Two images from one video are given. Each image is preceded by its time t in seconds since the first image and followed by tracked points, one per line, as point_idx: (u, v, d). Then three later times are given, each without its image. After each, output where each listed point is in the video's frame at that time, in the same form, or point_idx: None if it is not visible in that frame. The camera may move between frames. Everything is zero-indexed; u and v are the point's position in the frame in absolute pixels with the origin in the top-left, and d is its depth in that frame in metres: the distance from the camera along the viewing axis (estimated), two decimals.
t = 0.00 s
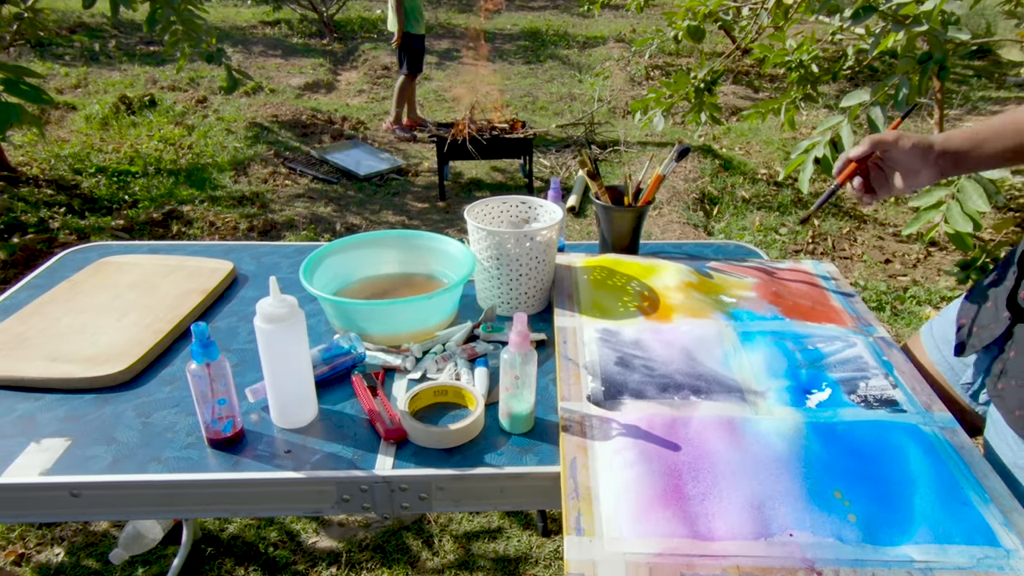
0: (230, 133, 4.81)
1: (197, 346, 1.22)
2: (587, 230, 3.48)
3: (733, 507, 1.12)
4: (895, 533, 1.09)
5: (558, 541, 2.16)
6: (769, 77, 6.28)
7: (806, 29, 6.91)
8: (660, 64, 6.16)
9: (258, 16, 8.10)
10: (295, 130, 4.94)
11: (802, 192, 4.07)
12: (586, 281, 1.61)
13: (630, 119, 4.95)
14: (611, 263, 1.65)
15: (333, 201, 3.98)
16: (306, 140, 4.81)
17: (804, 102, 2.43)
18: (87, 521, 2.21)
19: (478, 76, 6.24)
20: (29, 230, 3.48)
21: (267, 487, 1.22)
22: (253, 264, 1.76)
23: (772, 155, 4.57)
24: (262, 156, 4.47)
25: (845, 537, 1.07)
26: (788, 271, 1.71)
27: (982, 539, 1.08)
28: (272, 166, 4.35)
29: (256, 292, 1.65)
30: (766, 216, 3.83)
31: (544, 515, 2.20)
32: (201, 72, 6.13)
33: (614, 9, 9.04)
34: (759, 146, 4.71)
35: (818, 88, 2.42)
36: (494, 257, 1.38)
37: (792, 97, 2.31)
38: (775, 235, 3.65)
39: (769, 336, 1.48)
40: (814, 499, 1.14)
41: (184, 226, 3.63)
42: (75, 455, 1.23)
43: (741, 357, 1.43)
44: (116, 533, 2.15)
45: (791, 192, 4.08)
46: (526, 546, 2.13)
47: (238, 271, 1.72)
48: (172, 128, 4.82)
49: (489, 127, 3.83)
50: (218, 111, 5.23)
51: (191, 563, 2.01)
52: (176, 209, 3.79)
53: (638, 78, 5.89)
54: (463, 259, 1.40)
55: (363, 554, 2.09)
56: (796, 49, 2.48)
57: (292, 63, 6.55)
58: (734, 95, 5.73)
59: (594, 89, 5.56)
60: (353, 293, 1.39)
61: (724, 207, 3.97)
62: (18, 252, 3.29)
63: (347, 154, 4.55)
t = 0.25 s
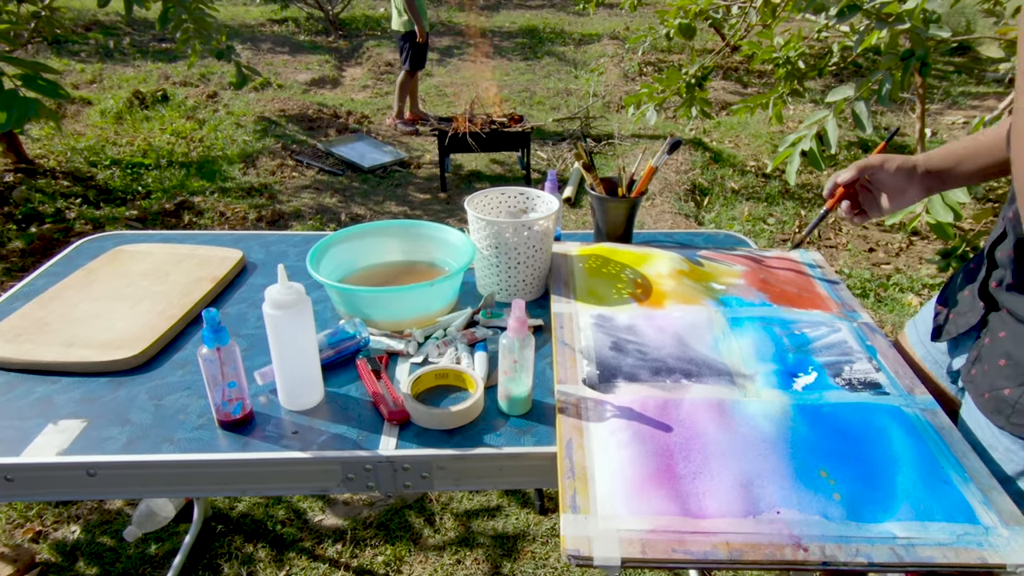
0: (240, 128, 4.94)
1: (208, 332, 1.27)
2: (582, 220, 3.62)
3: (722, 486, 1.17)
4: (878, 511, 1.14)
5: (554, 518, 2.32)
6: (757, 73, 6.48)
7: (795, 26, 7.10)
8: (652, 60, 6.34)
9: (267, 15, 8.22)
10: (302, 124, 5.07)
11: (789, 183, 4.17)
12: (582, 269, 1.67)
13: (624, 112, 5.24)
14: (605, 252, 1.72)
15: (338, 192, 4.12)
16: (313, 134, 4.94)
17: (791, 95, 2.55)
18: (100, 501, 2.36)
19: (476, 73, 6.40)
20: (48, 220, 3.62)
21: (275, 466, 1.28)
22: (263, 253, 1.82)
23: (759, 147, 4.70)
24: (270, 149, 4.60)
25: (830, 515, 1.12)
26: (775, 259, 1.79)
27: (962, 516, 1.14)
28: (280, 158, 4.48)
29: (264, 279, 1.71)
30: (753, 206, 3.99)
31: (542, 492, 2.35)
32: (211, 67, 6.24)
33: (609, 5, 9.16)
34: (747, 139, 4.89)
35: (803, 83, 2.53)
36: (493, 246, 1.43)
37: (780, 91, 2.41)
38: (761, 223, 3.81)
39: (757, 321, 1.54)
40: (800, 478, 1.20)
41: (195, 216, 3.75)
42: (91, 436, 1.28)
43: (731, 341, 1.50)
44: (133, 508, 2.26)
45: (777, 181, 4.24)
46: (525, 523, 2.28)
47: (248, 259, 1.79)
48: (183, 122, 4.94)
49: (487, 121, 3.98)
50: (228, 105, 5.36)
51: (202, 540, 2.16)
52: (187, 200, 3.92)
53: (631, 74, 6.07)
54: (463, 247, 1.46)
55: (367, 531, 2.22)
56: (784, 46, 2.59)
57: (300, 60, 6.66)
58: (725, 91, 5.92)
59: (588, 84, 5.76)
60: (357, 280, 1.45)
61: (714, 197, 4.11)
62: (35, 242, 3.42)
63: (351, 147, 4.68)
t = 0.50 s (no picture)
0: (241, 125, 5.20)
1: (214, 307, 1.44)
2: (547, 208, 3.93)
3: (671, 446, 1.35)
4: (809, 468, 1.31)
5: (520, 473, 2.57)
6: (704, 75, 6.96)
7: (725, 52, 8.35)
8: (609, 66, 6.93)
9: (265, 24, 8.49)
10: (295, 122, 5.37)
11: (730, 174, 4.63)
12: (546, 252, 1.86)
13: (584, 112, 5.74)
14: (567, 237, 1.91)
15: (330, 182, 4.40)
16: (306, 131, 5.23)
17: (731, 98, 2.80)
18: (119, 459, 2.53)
19: (451, 74, 6.77)
20: (71, 208, 3.82)
21: (273, 428, 1.44)
22: (262, 237, 2.01)
23: (704, 144, 5.19)
24: (268, 145, 4.86)
25: (767, 471, 1.30)
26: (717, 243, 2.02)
27: (884, 472, 1.31)
28: (277, 153, 4.76)
29: (264, 260, 1.89)
30: (700, 196, 4.36)
31: (510, 452, 2.62)
32: (214, 71, 6.46)
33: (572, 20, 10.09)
34: (692, 135, 5.36)
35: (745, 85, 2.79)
36: (467, 231, 1.61)
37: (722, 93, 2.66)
38: (706, 211, 4.18)
39: (703, 298, 1.76)
40: (739, 439, 1.37)
41: (201, 205, 3.98)
42: (110, 400, 1.44)
43: (678, 315, 1.70)
44: (144, 467, 2.48)
45: (720, 174, 4.65)
46: (494, 477, 2.52)
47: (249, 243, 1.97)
48: (191, 120, 5.18)
49: (461, 118, 4.33)
50: (230, 105, 5.62)
51: (208, 492, 2.36)
52: (194, 189, 4.15)
53: (591, 78, 6.59)
54: (440, 232, 1.64)
55: (355, 484, 2.45)
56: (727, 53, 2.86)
57: (296, 67, 6.93)
58: (673, 92, 6.38)
59: (552, 87, 6.31)
60: (347, 261, 1.63)
61: (663, 187, 4.49)
62: (60, 228, 3.64)
63: (341, 142, 4.97)
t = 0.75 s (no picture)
0: (227, 118, 5.17)
1: (200, 305, 1.40)
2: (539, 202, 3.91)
3: (666, 445, 1.31)
4: (806, 468, 1.28)
5: (512, 473, 2.54)
6: (700, 67, 6.94)
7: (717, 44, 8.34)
8: (602, 58, 6.91)
9: (252, 15, 8.46)
10: (283, 116, 5.35)
11: (726, 169, 4.60)
12: (538, 247, 1.83)
13: (576, 105, 5.74)
14: (559, 232, 1.88)
15: (317, 176, 4.40)
16: (293, 125, 5.21)
17: (727, 90, 2.85)
18: (102, 460, 2.50)
19: (442, 66, 6.77)
20: (53, 203, 3.79)
21: (259, 428, 1.40)
22: (248, 232, 1.97)
23: (699, 137, 5.17)
24: (255, 138, 4.84)
25: (764, 472, 1.27)
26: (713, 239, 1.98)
27: (883, 473, 1.28)
28: (264, 147, 4.74)
29: (250, 256, 1.86)
30: (696, 190, 4.34)
31: (502, 451, 2.57)
32: (200, 63, 6.44)
33: (564, 10, 10.07)
34: (688, 129, 5.34)
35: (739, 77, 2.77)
36: (458, 226, 1.58)
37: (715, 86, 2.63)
38: (702, 206, 4.16)
39: (699, 295, 1.72)
40: (736, 439, 1.34)
41: (186, 199, 3.96)
42: (92, 400, 1.41)
43: (674, 312, 1.66)
44: (127, 468, 2.45)
45: (717, 168, 4.63)
46: (486, 478, 2.49)
47: (235, 238, 1.94)
48: (176, 113, 5.15)
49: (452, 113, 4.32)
50: (216, 98, 5.59)
51: (193, 493, 2.33)
52: (179, 183, 4.12)
53: (583, 70, 6.59)
54: (430, 228, 1.61)
55: (344, 485, 2.41)
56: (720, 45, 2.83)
57: (282, 57, 6.92)
58: (668, 85, 6.36)
59: (544, 79, 6.31)
60: (334, 257, 1.60)
61: (658, 181, 4.47)
62: (42, 223, 3.60)
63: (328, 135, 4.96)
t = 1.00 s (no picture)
0: (213, 111, 5.15)
1: (185, 301, 1.37)
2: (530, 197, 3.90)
3: (661, 445, 1.28)
4: (804, 469, 1.25)
5: (504, 474, 2.51)
6: (695, 60, 6.92)
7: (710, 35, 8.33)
8: (596, 50, 6.88)
9: (239, 6, 8.42)
10: (270, 109, 5.32)
11: (721, 163, 4.57)
12: (530, 243, 1.79)
13: (569, 98, 5.73)
14: (552, 228, 1.85)
15: (303, 171, 4.38)
16: (280, 118, 5.19)
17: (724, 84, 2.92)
18: (85, 459, 2.47)
19: (432, 59, 6.75)
20: (35, 198, 3.75)
21: (245, 427, 1.37)
22: (234, 228, 1.95)
23: (694, 130, 5.15)
24: (241, 132, 4.82)
25: (760, 472, 1.24)
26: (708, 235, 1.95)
27: (882, 473, 1.25)
28: (250, 140, 4.71)
29: (236, 252, 1.83)
30: (691, 185, 4.32)
31: (493, 451, 2.54)
32: (186, 55, 6.41)
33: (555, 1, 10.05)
34: (683, 122, 5.31)
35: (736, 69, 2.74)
36: (449, 221, 1.55)
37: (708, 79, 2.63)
38: (698, 201, 4.14)
39: (694, 292, 1.69)
40: (732, 438, 1.31)
41: (171, 194, 3.94)
42: (75, 398, 1.38)
43: (669, 309, 1.63)
44: (111, 468, 2.42)
45: (712, 163, 4.60)
46: (477, 478, 2.46)
47: (221, 233, 1.90)
48: (160, 107, 5.12)
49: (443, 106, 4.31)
50: (201, 90, 5.56)
51: (179, 493, 2.29)
52: (164, 178, 4.10)
53: (576, 62, 6.57)
54: (421, 223, 1.59)
55: (332, 485, 2.38)
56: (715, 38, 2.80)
57: (268, 49, 6.90)
58: (663, 77, 6.33)
59: (536, 72, 6.31)
60: (323, 253, 1.57)
61: (653, 175, 4.44)
62: (24, 218, 3.57)
63: (316, 128, 4.95)
